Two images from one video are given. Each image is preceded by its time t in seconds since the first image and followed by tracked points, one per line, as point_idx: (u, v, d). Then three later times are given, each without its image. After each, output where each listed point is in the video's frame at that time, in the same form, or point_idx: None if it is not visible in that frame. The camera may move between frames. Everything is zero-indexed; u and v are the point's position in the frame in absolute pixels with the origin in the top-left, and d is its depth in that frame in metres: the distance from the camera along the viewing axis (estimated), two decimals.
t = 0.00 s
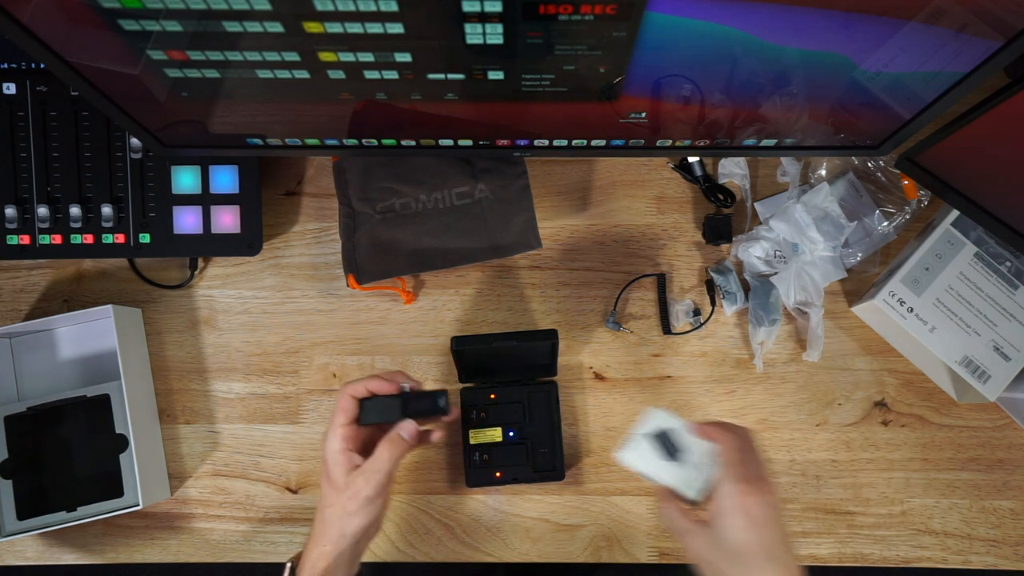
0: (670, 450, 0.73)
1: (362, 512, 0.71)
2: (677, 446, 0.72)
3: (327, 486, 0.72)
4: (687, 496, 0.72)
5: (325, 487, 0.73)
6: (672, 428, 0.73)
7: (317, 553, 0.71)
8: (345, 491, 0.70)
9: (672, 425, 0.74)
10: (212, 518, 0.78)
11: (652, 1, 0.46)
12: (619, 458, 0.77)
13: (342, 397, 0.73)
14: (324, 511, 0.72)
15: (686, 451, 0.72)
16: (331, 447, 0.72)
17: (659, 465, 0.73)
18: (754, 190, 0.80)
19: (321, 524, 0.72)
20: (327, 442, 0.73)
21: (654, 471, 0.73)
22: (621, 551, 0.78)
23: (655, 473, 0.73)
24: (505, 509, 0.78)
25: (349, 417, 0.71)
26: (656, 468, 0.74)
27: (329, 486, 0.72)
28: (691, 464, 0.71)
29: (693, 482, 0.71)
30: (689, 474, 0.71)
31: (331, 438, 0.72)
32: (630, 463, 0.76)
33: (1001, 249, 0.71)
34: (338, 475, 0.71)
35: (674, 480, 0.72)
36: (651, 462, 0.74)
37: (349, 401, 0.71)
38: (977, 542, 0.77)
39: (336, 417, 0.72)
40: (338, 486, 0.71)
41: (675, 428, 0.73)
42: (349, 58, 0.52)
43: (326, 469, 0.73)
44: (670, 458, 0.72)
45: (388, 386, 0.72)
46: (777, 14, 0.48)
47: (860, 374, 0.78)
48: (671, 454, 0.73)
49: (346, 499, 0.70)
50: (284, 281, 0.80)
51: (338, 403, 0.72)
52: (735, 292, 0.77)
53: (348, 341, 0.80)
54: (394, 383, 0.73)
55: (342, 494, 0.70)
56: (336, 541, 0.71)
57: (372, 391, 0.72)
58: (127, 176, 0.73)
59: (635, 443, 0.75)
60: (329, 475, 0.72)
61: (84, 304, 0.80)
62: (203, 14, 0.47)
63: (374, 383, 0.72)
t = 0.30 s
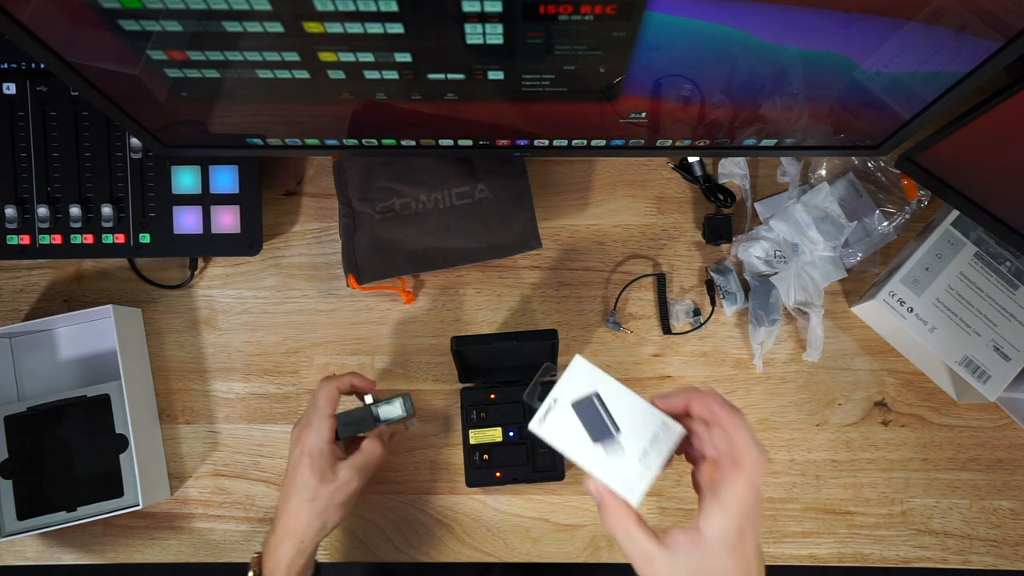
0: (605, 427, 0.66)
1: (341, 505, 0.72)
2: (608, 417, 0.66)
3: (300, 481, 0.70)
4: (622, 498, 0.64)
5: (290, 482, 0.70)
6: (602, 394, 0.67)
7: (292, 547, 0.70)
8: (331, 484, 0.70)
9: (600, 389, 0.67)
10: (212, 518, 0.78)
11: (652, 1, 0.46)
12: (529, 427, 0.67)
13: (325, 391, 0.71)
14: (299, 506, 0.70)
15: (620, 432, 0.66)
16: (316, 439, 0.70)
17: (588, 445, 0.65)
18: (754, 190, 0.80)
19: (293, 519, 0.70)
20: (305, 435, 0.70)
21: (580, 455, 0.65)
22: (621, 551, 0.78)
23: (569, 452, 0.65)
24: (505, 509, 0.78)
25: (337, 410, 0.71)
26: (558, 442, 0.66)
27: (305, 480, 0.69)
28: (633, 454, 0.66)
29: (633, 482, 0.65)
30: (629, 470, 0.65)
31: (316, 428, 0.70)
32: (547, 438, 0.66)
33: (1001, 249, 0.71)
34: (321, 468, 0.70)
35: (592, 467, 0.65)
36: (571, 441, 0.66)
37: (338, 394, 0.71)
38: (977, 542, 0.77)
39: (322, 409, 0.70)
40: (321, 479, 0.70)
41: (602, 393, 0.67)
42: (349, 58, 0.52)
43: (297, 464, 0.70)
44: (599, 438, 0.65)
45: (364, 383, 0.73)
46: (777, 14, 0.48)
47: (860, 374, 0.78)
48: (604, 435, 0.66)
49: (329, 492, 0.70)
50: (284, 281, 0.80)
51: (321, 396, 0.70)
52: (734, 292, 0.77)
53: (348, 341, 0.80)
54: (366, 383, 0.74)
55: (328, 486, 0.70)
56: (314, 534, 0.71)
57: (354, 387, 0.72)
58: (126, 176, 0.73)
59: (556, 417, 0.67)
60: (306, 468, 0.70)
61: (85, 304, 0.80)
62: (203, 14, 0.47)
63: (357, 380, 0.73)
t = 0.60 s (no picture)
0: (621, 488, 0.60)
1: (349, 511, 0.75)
2: (626, 476, 0.60)
3: (318, 485, 0.73)
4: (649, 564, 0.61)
5: (304, 485, 0.73)
6: (618, 448, 0.61)
7: (300, 552, 0.73)
8: (346, 489, 0.73)
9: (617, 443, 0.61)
10: (212, 518, 0.78)
11: (652, 2, 0.46)
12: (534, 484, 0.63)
13: (360, 404, 0.74)
14: (313, 508, 0.73)
15: (641, 494, 0.60)
16: (339, 444, 0.72)
17: (603, 504, 0.60)
18: (754, 190, 0.80)
19: (304, 521, 0.73)
20: (326, 439, 0.73)
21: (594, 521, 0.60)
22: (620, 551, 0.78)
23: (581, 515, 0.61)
24: (505, 509, 0.78)
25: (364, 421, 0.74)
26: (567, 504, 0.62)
27: (323, 484, 0.72)
28: (657, 516, 0.61)
29: (658, 546, 0.60)
30: (653, 532, 0.60)
31: (342, 434, 0.72)
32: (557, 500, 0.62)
33: (1001, 249, 0.71)
34: (340, 475, 0.73)
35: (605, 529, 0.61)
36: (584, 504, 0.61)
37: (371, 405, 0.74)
38: (977, 542, 0.77)
39: (353, 418, 0.73)
40: (337, 484, 0.73)
41: (618, 447, 0.60)
42: (349, 58, 0.52)
43: (316, 469, 0.73)
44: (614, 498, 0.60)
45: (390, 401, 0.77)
46: (777, 14, 0.48)
47: (860, 374, 0.78)
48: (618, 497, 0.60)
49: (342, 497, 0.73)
50: (284, 281, 0.80)
51: (355, 407, 0.74)
52: (734, 292, 0.77)
53: (348, 341, 0.80)
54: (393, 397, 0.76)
55: (344, 492, 0.73)
56: (321, 537, 0.74)
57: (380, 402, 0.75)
58: (127, 176, 0.73)
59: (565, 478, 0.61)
60: (326, 473, 0.73)
61: (85, 304, 0.80)
62: (203, 14, 0.47)
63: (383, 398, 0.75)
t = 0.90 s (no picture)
0: (614, 374, 0.64)
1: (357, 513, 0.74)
2: (616, 373, 0.65)
3: (332, 487, 0.71)
4: (634, 451, 0.65)
5: (316, 487, 0.72)
6: (612, 350, 0.66)
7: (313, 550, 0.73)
8: (357, 490, 0.73)
9: (612, 345, 0.66)
10: (212, 518, 0.78)
11: (652, 2, 0.46)
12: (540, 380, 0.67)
13: (375, 408, 0.73)
14: (327, 510, 0.72)
15: (631, 387, 0.65)
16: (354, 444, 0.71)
17: (600, 400, 0.65)
18: (754, 190, 0.80)
19: (318, 522, 0.72)
20: (341, 441, 0.71)
21: (591, 392, 0.65)
22: (621, 551, 0.78)
23: (579, 395, 0.66)
24: (505, 509, 0.78)
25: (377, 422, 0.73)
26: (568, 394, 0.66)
27: (338, 485, 0.71)
28: (644, 410, 0.65)
29: (643, 435, 0.65)
30: (640, 425, 0.65)
31: (356, 434, 0.71)
32: (558, 389, 0.66)
33: (1001, 249, 0.71)
34: (354, 476, 0.72)
35: (599, 410, 0.65)
36: (583, 383, 0.65)
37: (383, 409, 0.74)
38: (977, 542, 0.77)
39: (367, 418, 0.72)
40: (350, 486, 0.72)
41: (614, 350, 0.66)
42: (349, 58, 0.52)
43: (330, 473, 0.71)
44: (608, 385, 0.64)
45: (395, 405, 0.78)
46: (777, 14, 0.48)
47: (860, 374, 0.78)
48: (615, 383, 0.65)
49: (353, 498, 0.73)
50: (284, 281, 0.80)
51: (371, 410, 0.73)
52: (734, 292, 0.77)
53: (348, 341, 0.80)
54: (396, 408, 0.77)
55: (356, 493, 0.73)
56: (333, 537, 0.73)
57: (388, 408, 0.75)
58: (127, 176, 0.73)
59: (570, 362, 0.66)
60: (340, 475, 0.71)
61: (85, 304, 0.80)
62: (203, 14, 0.47)
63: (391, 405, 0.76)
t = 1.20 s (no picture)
0: (618, 375, 0.64)
1: (358, 515, 0.74)
2: (619, 373, 0.64)
3: (336, 489, 0.71)
4: (640, 451, 0.64)
5: (319, 489, 0.71)
6: (614, 350, 0.65)
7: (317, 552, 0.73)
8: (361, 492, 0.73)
9: (615, 345, 0.66)
10: (212, 518, 0.78)
11: (652, 2, 0.46)
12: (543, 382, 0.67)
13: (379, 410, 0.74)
14: (330, 511, 0.72)
15: (634, 387, 0.64)
16: (359, 447, 0.71)
17: (604, 399, 0.65)
18: (754, 190, 0.80)
19: (321, 523, 0.72)
20: (346, 443, 0.71)
21: (595, 394, 0.65)
22: (621, 551, 0.78)
23: (583, 396, 0.65)
24: (505, 509, 0.78)
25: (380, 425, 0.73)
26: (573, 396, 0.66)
27: (341, 487, 0.71)
28: (648, 409, 0.65)
29: (648, 435, 0.64)
30: (644, 424, 0.64)
31: (361, 437, 0.71)
32: (561, 391, 0.66)
33: (1001, 249, 0.71)
34: (358, 478, 0.72)
35: (604, 411, 0.64)
36: (587, 384, 0.65)
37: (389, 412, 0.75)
38: (977, 542, 0.77)
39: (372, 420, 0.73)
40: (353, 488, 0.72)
41: (616, 350, 0.65)
42: (349, 58, 0.52)
43: (333, 475, 0.71)
44: (611, 386, 0.64)
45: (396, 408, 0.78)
46: (778, 14, 0.48)
47: (860, 374, 0.78)
48: (619, 384, 0.64)
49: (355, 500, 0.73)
50: (284, 281, 0.80)
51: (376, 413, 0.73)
52: (734, 292, 0.77)
53: (348, 341, 0.80)
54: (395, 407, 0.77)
55: (360, 495, 0.73)
56: (335, 539, 0.73)
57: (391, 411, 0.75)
58: (127, 176, 0.73)
59: (574, 363, 0.66)
60: (344, 477, 0.71)
61: (85, 304, 0.80)
62: (203, 14, 0.47)
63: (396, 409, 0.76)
